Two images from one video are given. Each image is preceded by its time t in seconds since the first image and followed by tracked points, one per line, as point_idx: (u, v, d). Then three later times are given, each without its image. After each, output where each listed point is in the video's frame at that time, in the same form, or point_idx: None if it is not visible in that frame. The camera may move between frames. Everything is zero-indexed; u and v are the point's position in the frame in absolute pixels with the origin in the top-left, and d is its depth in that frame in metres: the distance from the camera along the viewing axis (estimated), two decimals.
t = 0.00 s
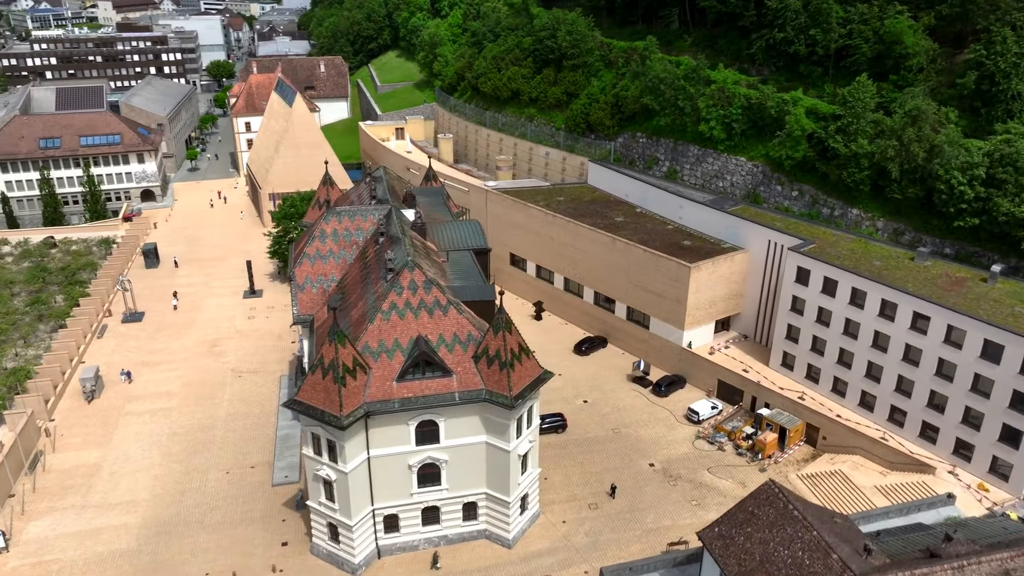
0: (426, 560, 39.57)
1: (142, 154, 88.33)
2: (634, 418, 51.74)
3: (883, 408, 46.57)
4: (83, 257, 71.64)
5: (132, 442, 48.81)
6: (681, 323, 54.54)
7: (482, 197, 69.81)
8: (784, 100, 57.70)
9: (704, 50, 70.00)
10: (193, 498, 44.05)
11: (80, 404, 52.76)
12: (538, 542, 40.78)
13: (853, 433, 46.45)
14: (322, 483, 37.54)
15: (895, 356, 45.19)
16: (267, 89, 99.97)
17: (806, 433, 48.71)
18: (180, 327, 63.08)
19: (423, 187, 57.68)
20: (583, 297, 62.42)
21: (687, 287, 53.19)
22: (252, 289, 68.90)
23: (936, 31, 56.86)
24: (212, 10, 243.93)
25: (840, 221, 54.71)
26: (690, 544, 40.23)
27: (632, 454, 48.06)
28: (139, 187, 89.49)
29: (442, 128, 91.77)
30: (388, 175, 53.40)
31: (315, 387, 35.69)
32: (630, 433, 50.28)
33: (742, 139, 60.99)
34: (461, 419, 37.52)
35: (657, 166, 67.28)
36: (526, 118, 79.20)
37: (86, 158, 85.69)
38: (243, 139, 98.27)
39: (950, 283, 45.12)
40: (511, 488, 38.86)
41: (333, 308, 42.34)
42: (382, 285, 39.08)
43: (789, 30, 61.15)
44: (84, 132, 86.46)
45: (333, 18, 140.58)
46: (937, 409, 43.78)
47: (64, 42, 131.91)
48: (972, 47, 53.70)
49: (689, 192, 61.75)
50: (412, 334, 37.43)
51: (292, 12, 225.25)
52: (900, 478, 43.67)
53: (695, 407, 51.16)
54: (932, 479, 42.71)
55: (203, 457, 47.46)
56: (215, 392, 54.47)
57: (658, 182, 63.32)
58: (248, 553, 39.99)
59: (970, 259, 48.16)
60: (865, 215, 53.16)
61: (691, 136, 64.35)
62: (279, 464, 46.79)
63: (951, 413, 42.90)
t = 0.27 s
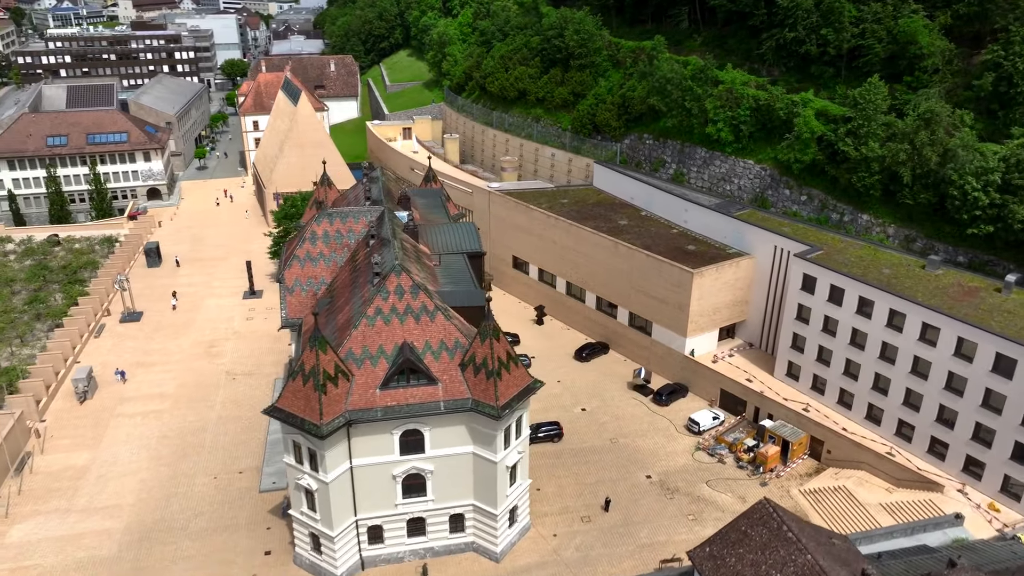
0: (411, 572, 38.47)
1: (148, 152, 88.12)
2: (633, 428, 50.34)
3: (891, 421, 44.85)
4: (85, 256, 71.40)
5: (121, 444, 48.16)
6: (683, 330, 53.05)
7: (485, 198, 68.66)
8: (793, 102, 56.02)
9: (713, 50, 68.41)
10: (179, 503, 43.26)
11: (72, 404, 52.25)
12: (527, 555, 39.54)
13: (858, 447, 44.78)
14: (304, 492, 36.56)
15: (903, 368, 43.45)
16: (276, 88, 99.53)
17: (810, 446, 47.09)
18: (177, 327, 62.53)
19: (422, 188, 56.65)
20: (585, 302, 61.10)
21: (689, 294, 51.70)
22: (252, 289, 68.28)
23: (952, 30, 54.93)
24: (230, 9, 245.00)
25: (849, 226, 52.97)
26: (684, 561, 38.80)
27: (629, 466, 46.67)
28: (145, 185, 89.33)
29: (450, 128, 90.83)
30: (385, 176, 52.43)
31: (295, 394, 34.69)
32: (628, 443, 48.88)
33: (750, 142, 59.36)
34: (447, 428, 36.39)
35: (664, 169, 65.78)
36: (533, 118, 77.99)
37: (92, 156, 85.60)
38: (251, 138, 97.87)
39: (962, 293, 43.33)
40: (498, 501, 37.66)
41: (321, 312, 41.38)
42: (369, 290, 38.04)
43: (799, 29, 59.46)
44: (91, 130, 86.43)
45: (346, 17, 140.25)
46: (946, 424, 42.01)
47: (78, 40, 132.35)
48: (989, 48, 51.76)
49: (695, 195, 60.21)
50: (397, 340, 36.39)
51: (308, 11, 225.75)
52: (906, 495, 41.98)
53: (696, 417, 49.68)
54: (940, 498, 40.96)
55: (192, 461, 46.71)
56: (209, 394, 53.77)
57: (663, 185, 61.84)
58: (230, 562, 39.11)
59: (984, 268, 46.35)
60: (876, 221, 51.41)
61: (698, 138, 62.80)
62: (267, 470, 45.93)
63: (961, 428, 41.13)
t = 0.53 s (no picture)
0: None
1: (153, 150, 87.84)
2: (631, 437, 48.95)
3: (896, 436, 43.13)
4: (85, 254, 71.10)
5: (109, 447, 47.50)
6: (684, 338, 51.59)
7: (487, 200, 67.48)
8: (801, 103, 54.36)
9: (721, 49, 66.82)
10: (162, 508, 42.47)
11: (63, 405, 51.70)
12: (513, 569, 38.32)
13: (862, 462, 43.13)
14: (283, 501, 35.60)
15: (910, 381, 41.74)
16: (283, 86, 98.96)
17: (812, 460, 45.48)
18: (173, 327, 61.93)
19: (419, 189, 55.58)
20: (586, 307, 59.77)
21: (690, 301, 50.25)
22: (250, 290, 67.59)
23: (968, 30, 53.01)
24: (247, 7, 245.84)
25: (858, 232, 51.25)
26: None
27: (624, 477, 45.30)
28: (150, 183, 89.06)
29: (456, 127, 89.84)
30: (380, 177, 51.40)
31: (273, 401, 33.69)
32: (625, 453, 47.50)
33: (758, 144, 57.69)
34: (430, 438, 35.27)
35: (669, 171, 64.27)
36: (538, 118, 76.73)
37: (97, 154, 85.46)
38: (257, 137, 97.38)
39: (973, 303, 41.58)
40: (483, 513, 36.49)
41: (307, 316, 40.38)
42: (353, 294, 36.98)
43: (809, 29, 57.76)
44: (96, 128, 86.31)
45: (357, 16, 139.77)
46: (954, 440, 40.27)
47: (91, 38, 132.67)
48: (1006, 48, 49.85)
49: (700, 198, 58.63)
50: (379, 347, 35.34)
51: (323, 10, 225.92)
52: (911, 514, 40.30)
53: (696, 427, 48.20)
54: (946, 517, 39.23)
55: (179, 465, 45.93)
56: (200, 396, 53.05)
57: (668, 188, 60.33)
58: (210, 571, 38.20)
59: (997, 277, 44.53)
60: (885, 227, 49.66)
61: (704, 139, 61.23)
62: (254, 475, 45.05)
63: (969, 445, 39.39)
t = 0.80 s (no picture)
0: None
1: (157, 149, 87.56)
2: (628, 446, 47.81)
3: (901, 448, 41.74)
4: (85, 254, 70.85)
5: (98, 449, 46.96)
6: (684, 344, 50.39)
7: (488, 201, 66.54)
8: (808, 104, 53.04)
9: (728, 49, 65.54)
10: (148, 513, 41.80)
11: (54, 406, 51.30)
12: None
13: (864, 474, 41.78)
14: (265, 510, 34.80)
15: (914, 392, 40.38)
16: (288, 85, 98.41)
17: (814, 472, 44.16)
18: (170, 328, 61.44)
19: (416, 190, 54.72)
20: (586, 311, 58.70)
21: (690, 306, 49.08)
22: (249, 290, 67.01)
23: (980, 29, 51.48)
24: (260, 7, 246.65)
25: (864, 237, 49.88)
26: None
27: (619, 487, 44.19)
28: (153, 182, 88.79)
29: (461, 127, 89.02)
30: (375, 177, 50.59)
31: (254, 407, 32.87)
32: (621, 462, 46.38)
33: (763, 146, 56.37)
34: (415, 447, 34.34)
35: (673, 173, 63.04)
36: (542, 119, 75.69)
37: (101, 152, 85.34)
38: (262, 136, 96.93)
39: (981, 312, 40.18)
40: (470, 524, 35.52)
41: (294, 320, 39.60)
42: (339, 298, 36.15)
43: (817, 28, 56.41)
44: (100, 126, 86.20)
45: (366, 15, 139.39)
46: (960, 454, 38.85)
47: (101, 37, 133.07)
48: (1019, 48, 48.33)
49: (703, 201, 57.39)
50: (364, 353, 34.49)
51: (335, 9, 226.02)
52: (914, 529, 38.94)
53: (694, 437, 47.03)
54: (951, 534, 37.83)
55: (167, 469, 45.28)
56: (193, 398, 52.46)
57: (671, 190, 59.14)
58: None
59: (1007, 285, 43.07)
60: (892, 232, 48.27)
61: (708, 141, 59.98)
62: (242, 480, 44.31)
63: (975, 459, 37.97)
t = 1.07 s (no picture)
0: None
1: (161, 148, 87.21)
2: (624, 457, 46.40)
3: (906, 464, 40.04)
4: (84, 253, 70.52)
5: (84, 452, 46.29)
6: (684, 352, 48.94)
7: (489, 203, 65.37)
8: (815, 106, 51.40)
9: (736, 49, 64.00)
10: (129, 519, 41.00)
11: (44, 407, 50.75)
12: None
13: (867, 491, 40.14)
14: (241, 520, 33.83)
15: (920, 407, 38.71)
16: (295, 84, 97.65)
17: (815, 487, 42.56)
18: (165, 329, 60.83)
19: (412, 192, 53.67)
20: (586, 316, 57.36)
21: (690, 314, 47.63)
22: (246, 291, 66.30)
23: (996, 28, 49.58)
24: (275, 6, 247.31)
25: (872, 244, 48.18)
26: None
27: (613, 500, 42.82)
28: (158, 181, 88.42)
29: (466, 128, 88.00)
30: (369, 178, 49.58)
31: (228, 415, 31.88)
32: (616, 473, 45.00)
33: (769, 148, 54.70)
34: (394, 458, 33.23)
35: (678, 175, 61.53)
36: (547, 119, 74.41)
37: (105, 151, 85.15)
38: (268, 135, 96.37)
39: (991, 323, 38.44)
40: (451, 538, 34.36)
41: (278, 324, 38.62)
42: (320, 303, 35.14)
43: (826, 27, 54.74)
44: (105, 124, 86.05)
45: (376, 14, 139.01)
46: (967, 472, 37.12)
47: (113, 35, 133.63)
48: None
49: (707, 204, 55.83)
50: (343, 360, 33.45)
51: (349, 8, 226.00)
52: (918, 550, 37.30)
53: (692, 448, 45.57)
54: (956, 557, 36.15)
55: (152, 473, 44.51)
56: (184, 401, 51.73)
57: (674, 193, 57.65)
58: None
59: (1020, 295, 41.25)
60: (901, 238, 46.57)
61: (714, 143, 58.44)
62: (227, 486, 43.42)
63: (983, 478, 36.24)
